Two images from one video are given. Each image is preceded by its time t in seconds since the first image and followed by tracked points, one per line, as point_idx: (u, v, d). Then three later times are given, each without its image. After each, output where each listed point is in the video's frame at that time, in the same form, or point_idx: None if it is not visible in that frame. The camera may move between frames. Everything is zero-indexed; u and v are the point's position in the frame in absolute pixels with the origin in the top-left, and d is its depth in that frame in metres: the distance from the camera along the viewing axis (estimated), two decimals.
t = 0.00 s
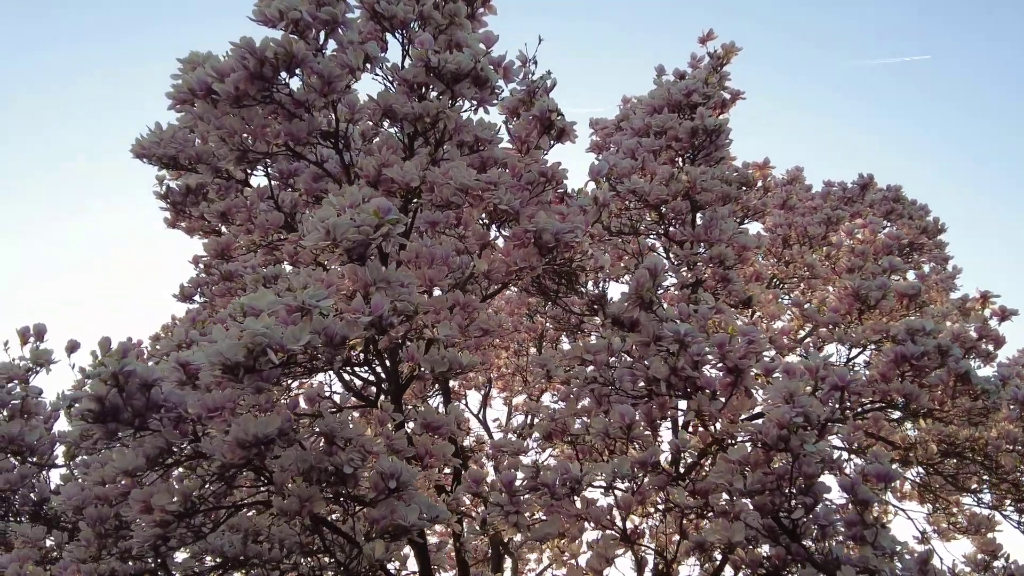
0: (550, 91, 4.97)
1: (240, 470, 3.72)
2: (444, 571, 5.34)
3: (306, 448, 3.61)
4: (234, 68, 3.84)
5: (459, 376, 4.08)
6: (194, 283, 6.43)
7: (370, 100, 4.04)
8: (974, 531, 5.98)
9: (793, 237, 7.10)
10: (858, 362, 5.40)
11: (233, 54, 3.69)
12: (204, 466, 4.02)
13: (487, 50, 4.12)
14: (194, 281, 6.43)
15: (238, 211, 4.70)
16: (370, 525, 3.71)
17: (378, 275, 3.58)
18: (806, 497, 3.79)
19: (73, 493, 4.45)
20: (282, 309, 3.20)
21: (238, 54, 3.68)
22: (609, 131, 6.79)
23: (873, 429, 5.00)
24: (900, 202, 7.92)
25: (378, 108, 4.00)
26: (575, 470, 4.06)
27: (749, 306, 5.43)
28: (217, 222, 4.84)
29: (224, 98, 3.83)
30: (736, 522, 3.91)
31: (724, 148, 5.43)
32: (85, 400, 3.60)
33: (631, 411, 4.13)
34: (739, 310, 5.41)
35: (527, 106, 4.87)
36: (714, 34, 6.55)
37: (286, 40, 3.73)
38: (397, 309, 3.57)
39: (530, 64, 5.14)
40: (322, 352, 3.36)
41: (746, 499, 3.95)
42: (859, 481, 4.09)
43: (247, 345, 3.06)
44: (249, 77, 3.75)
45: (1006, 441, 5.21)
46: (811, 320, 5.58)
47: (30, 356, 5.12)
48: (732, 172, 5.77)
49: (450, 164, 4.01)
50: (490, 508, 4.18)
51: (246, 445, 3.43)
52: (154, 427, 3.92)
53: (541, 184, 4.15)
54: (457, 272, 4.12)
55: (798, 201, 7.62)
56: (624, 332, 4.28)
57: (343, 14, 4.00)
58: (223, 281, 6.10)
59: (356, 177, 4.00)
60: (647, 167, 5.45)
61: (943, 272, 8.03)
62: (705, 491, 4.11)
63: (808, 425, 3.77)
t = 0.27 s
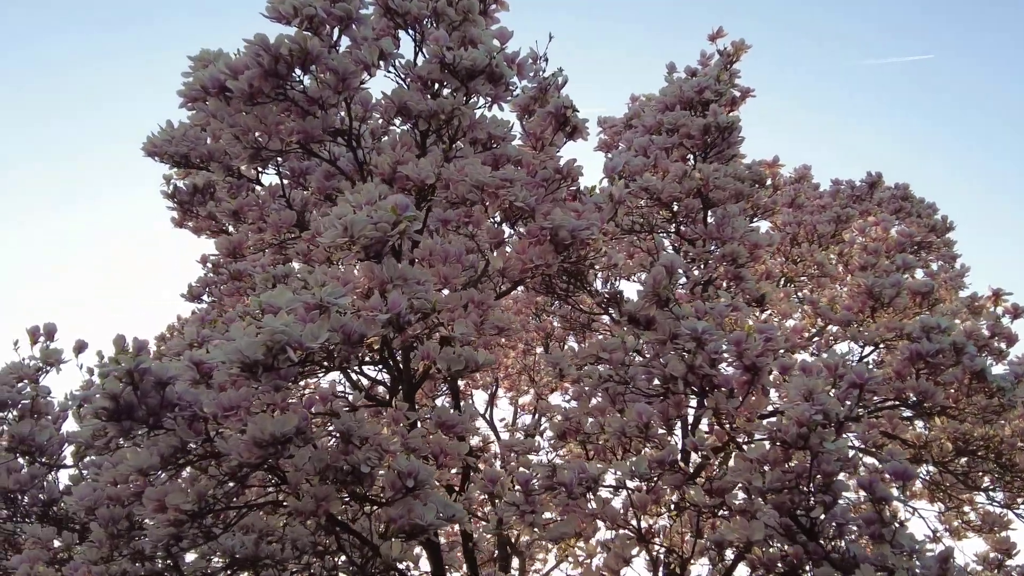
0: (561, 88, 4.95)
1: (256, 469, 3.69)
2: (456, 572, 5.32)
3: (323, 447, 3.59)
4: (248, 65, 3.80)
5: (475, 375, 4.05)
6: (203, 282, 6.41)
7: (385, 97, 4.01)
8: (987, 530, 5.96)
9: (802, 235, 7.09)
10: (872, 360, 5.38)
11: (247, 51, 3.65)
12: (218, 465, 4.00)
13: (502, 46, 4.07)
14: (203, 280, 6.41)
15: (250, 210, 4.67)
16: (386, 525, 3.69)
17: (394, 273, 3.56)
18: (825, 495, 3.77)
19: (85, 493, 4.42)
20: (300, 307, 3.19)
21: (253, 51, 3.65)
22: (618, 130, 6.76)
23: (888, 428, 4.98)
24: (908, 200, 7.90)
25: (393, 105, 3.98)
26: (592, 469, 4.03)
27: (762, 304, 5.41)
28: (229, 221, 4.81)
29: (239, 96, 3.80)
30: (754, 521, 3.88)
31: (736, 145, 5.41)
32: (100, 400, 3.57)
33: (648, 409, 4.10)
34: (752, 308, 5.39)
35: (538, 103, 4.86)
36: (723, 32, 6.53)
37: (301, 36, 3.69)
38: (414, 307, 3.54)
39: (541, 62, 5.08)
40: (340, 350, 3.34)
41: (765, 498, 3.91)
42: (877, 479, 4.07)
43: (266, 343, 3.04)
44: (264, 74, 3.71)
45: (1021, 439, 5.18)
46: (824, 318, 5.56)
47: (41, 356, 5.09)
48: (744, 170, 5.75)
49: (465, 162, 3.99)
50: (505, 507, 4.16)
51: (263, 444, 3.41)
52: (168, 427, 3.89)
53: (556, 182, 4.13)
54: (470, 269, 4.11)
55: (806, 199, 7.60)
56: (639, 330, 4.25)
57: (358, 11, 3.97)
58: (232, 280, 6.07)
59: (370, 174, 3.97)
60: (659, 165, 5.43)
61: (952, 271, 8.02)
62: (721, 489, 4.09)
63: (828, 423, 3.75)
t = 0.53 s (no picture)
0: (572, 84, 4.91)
1: (270, 469, 3.66)
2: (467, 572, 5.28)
3: (338, 446, 3.57)
4: (259, 61, 3.76)
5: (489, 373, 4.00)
6: (209, 281, 6.37)
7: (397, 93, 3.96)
8: (1000, 528, 5.93)
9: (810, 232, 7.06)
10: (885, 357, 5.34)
11: (260, 46, 3.60)
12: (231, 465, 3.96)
13: (515, 41, 4.02)
14: (209, 280, 6.38)
15: (260, 208, 4.62)
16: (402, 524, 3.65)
17: (409, 269, 3.52)
18: (844, 492, 3.73)
19: (94, 495, 4.37)
20: (316, 304, 3.15)
21: (266, 46, 3.61)
22: (627, 127, 6.72)
23: (902, 425, 4.94)
24: (915, 197, 7.87)
25: (405, 100, 3.93)
26: (608, 467, 3.99)
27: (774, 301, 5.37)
28: (238, 219, 4.77)
29: (250, 92, 3.76)
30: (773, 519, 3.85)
31: (748, 141, 5.38)
32: (112, 399, 3.53)
33: (665, 406, 4.06)
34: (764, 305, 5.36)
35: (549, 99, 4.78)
36: (731, 28, 6.50)
37: (314, 31, 3.64)
38: (429, 304, 3.51)
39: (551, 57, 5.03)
40: (356, 348, 3.30)
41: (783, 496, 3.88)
42: (895, 476, 4.03)
43: (283, 340, 3.01)
44: (276, 69, 3.67)
45: None
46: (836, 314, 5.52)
47: (48, 356, 5.05)
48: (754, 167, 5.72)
49: (479, 157, 3.95)
50: (520, 506, 4.12)
51: (278, 444, 3.38)
52: (179, 427, 3.84)
53: (570, 177, 4.11)
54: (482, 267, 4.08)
55: (814, 196, 7.57)
56: (654, 327, 4.21)
57: (370, 5, 3.93)
58: (239, 279, 6.03)
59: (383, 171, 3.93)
60: (670, 161, 5.39)
61: (959, 268, 7.99)
62: (738, 488, 4.06)
63: (847, 419, 3.71)
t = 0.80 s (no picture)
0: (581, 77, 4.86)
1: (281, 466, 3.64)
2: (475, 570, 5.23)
3: (350, 441, 3.55)
4: (267, 53, 3.71)
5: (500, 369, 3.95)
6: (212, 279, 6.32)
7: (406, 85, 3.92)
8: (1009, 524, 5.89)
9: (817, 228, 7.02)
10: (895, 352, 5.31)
11: (268, 37, 3.55)
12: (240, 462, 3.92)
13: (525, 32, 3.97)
14: (212, 277, 6.33)
15: (266, 202, 4.58)
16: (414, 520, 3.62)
17: (421, 263, 3.48)
18: (860, 487, 3.69)
19: (100, 493, 4.32)
20: (328, 298, 3.12)
21: (274, 37, 3.56)
22: (632, 122, 6.67)
23: (913, 420, 4.91)
24: (921, 193, 7.84)
25: (414, 93, 3.89)
26: (621, 463, 3.95)
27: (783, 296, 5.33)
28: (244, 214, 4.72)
29: (258, 84, 3.71)
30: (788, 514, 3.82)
31: (757, 135, 5.35)
32: (119, 396, 3.47)
33: (680, 401, 4.03)
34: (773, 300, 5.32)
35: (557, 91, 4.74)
36: (738, 22, 6.46)
37: (323, 22, 3.59)
38: (441, 298, 3.46)
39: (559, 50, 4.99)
40: (368, 342, 3.26)
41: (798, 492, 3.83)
42: (911, 471, 3.99)
43: (295, 334, 2.97)
44: (285, 61, 3.62)
45: None
46: (845, 309, 5.49)
47: (51, 353, 5.00)
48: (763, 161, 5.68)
49: (489, 150, 3.90)
50: (531, 503, 4.08)
51: (290, 439, 3.36)
52: (187, 423, 3.79)
53: (581, 170, 4.06)
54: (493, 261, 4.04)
55: (819, 192, 7.53)
56: (666, 322, 4.17)
57: None
58: (243, 276, 5.98)
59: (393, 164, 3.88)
60: (679, 155, 5.35)
61: (965, 264, 7.96)
62: (751, 483, 4.03)
63: (863, 414, 3.67)
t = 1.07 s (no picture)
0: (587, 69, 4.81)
1: (288, 460, 3.59)
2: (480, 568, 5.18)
3: (358, 435, 3.49)
4: (272, 43, 3.65)
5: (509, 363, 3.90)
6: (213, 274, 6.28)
7: (413, 75, 3.86)
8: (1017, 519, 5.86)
9: (820, 223, 6.99)
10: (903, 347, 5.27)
11: (273, 27, 3.50)
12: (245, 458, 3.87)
13: (533, 21, 3.91)
14: (213, 273, 6.28)
15: (270, 196, 4.52)
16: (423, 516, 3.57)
17: (430, 255, 3.42)
18: (873, 481, 3.66)
19: (103, 490, 4.27)
20: (337, 289, 3.08)
21: (279, 26, 3.50)
22: (636, 116, 6.62)
23: (922, 414, 4.87)
24: (924, 188, 7.81)
25: (421, 83, 3.84)
26: (632, 457, 3.89)
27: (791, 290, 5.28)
28: (246, 208, 4.66)
29: (263, 74, 3.65)
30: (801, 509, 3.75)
31: (764, 128, 5.32)
32: (122, 391, 3.41)
33: (692, 394, 4.01)
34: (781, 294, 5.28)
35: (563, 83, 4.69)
36: (742, 16, 6.43)
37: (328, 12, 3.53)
38: (450, 291, 3.41)
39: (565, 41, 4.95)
40: (378, 335, 3.23)
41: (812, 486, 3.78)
42: (924, 465, 3.92)
43: (304, 326, 2.92)
44: (290, 51, 3.56)
45: None
46: (852, 304, 5.45)
47: (51, 350, 4.93)
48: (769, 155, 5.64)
49: (497, 141, 3.84)
50: (540, 498, 4.03)
51: (298, 433, 3.30)
52: (190, 419, 3.73)
53: (589, 161, 4.01)
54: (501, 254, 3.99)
55: (822, 187, 7.50)
56: (676, 315, 4.12)
57: None
58: (244, 272, 5.92)
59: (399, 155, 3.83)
60: (685, 149, 5.30)
61: (968, 259, 7.94)
62: (762, 478, 3.99)
63: (878, 407, 3.62)
